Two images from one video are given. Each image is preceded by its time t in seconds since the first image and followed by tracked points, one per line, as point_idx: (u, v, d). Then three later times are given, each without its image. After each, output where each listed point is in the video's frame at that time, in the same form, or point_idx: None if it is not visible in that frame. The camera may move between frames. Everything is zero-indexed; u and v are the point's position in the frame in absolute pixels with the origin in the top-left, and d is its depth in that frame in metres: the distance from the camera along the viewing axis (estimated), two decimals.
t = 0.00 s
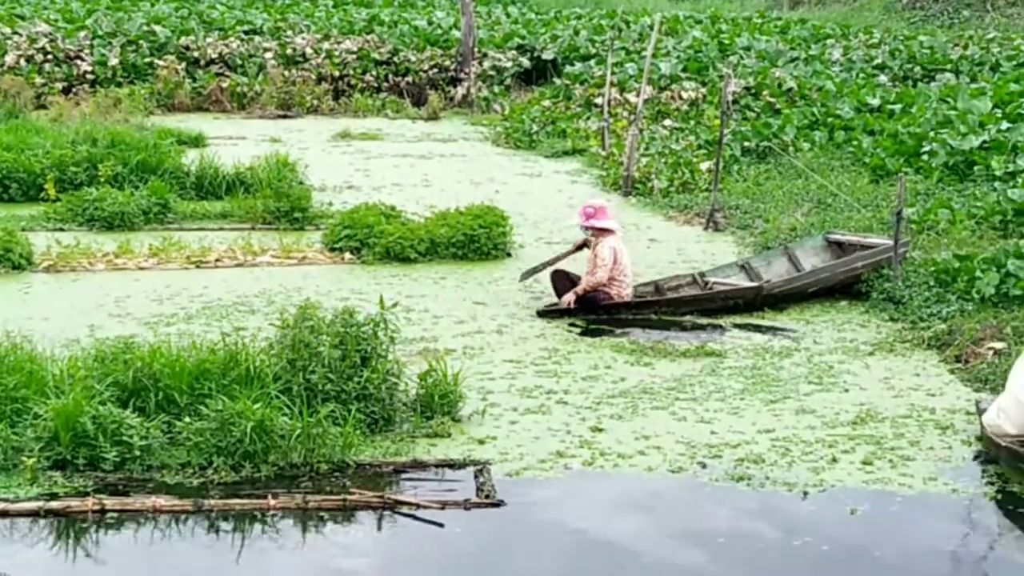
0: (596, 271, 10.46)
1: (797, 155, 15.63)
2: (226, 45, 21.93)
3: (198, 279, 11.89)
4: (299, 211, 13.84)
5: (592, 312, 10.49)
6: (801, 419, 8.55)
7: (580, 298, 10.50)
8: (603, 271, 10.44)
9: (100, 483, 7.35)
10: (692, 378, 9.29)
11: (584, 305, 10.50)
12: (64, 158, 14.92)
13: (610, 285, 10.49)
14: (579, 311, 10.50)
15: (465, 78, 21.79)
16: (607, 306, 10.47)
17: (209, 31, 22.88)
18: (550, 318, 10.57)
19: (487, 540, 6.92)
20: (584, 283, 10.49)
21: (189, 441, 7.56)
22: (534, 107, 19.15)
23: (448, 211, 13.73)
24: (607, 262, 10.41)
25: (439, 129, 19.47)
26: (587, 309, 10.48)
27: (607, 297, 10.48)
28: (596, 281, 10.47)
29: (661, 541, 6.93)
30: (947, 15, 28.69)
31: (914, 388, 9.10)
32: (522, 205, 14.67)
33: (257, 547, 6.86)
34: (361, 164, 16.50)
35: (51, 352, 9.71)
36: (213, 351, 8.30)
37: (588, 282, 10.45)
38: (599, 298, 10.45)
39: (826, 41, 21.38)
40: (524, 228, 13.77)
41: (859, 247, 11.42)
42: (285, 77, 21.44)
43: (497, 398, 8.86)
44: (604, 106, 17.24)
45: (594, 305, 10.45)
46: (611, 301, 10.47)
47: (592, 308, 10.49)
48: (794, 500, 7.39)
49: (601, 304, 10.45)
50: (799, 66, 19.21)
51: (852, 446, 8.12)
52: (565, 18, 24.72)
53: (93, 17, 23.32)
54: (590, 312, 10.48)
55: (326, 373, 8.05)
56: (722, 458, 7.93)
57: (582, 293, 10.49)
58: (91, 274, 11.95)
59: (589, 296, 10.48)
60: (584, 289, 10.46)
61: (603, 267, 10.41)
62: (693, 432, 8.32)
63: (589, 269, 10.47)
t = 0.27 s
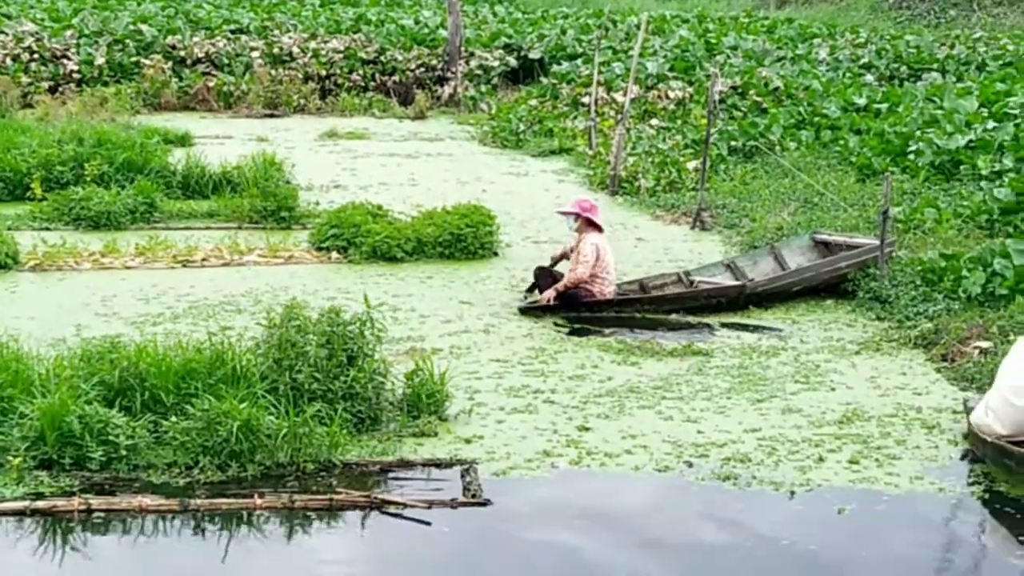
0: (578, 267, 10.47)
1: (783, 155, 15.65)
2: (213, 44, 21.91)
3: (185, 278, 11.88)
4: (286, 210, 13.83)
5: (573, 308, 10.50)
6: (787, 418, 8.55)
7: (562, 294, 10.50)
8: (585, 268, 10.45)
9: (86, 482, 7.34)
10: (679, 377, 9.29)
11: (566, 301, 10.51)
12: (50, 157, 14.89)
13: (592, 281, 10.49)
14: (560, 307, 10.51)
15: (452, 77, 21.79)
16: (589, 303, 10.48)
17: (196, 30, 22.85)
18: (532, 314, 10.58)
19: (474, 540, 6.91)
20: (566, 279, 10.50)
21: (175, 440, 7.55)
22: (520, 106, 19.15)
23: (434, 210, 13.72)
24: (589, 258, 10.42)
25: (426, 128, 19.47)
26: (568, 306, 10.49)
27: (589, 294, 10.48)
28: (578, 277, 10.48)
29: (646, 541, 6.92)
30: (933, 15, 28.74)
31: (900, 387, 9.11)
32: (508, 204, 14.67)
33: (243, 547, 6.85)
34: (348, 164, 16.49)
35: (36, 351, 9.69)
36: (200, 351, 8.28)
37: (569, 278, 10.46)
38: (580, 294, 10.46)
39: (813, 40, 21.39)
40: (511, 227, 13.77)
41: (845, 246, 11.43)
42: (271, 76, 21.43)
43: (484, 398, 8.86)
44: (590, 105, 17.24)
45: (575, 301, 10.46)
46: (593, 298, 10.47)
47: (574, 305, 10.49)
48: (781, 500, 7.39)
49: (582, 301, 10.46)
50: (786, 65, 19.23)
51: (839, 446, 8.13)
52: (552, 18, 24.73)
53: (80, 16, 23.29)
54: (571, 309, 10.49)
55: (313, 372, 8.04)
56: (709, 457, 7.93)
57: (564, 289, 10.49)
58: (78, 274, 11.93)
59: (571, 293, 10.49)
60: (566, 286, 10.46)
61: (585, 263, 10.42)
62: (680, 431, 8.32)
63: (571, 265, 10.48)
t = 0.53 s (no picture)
0: (568, 264, 10.51)
1: (776, 153, 15.66)
2: (206, 42, 21.90)
3: (177, 278, 11.87)
4: (278, 209, 13.82)
5: (562, 305, 10.54)
6: (780, 417, 8.55)
7: (550, 290, 10.55)
8: (573, 264, 10.50)
9: (78, 482, 7.33)
10: (672, 376, 9.29)
11: (554, 298, 10.55)
12: (43, 157, 14.88)
13: (580, 279, 10.54)
14: (548, 304, 10.55)
15: (445, 76, 21.80)
16: (577, 301, 10.53)
17: (188, 29, 22.84)
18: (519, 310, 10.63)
19: (468, 540, 6.90)
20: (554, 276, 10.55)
21: (168, 440, 7.55)
22: (513, 105, 19.15)
23: (428, 209, 13.71)
24: (579, 255, 10.46)
25: (419, 127, 19.47)
26: (556, 303, 10.54)
27: (577, 291, 10.53)
28: (567, 275, 10.53)
29: (638, 540, 6.91)
30: (926, 14, 28.77)
31: (893, 386, 9.11)
32: (501, 203, 14.67)
33: (235, 546, 6.84)
34: (341, 163, 16.49)
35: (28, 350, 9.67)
36: (192, 350, 8.27)
37: (557, 276, 10.50)
38: (567, 292, 10.51)
39: (806, 39, 21.39)
40: (504, 226, 13.77)
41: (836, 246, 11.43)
42: (264, 75, 21.42)
43: (477, 397, 8.85)
44: (583, 104, 17.24)
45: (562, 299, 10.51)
46: (581, 295, 10.52)
47: (562, 302, 10.54)
48: (774, 499, 7.39)
49: (571, 298, 10.50)
50: (779, 64, 19.23)
51: (831, 445, 8.13)
52: (545, 17, 24.73)
53: (72, 15, 23.28)
54: (560, 306, 10.53)
55: (305, 371, 8.02)
56: (701, 456, 7.93)
57: (552, 285, 10.54)
58: (71, 273, 11.92)
59: (559, 290, 10.54)
60: (555, 282, 10.51)
61: (574, 261, 10.46)
62: (673, 430, 8.32)
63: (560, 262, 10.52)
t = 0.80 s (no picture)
0: (554, 262, 10.54)
1: (767, 152, 15.67)
2: (196, 41, 21.87)
3: (168, 277, 11.85)
4: (269, 208, 13.80)
5: (549, 303, 10.52)
6: (771, 416, 8.54)
7: (537, 288, 10.58)
8: (559, 264, 10.53)
9: (68, 481, 7.31)
10: (663, 374, 9.28)
11: (541, 295, 10.58)
12: (33, 155, 14.85)
13: (567, 277, 10.58)
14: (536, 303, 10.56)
15: (436, 74, 21.79)
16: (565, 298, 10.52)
17: (179, 27, 22.81)
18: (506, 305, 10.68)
19: (458, 539, 6.89)
20: (541, 273, 10.58)
21: (158, 439, 7.53)
22: (504, 103, 19.14)
23: (418, 208, 13.70)
24: (566, 255, 10.48)
25: (410, 126, 19.45)
26: (544, 301, 10.52)
27: (564, 289, 10.56)
28: (553, 273, 10.56)
29: (631, 541, 6.89)
30: (916, 12, 28.78)
31: (884, 384, 9.11)
32: (492, 202, 14.66)
33: (226, 546, 6.83)
34: (332, 161, 16.47)
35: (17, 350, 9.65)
36: (182, 349, 8.25)
37: (544, 274, 10.55)
38: (553, 290, 10.55)
39: (797, 38, 21.39)
40: (495, 225, 13.76)
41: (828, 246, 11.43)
42: (254, 74, 21.40)
43: (469, 395, 8.84)
44: (574, 103, 17.23)
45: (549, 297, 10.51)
46: (568, 292, 10.54)
47: (550, 299, 10.53)
48: (766, 498, 7.38)
49: (558, 295, 10.50)
50: (769, 63, 19.23)
51: (823, 443, 8.12)
52: (536, 15, 24.72)
53: (63, 13, 23.24)
54: (547, 303, 10.52)
55: (296, 370, 8.01)
56: (692, 455, 7.92)
57: (539, 283, 10.58)
58: (61, 272, 11.90)
59: (546, 287, 10.57)
60: (541, 279, 10.54)
61: (560, 260, 10.48)
62: (664, 429, 8.31)
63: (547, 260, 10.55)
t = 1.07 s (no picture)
0: (537, 260, 10.61)
1: (754, 151, 15.68)
2: (183, 39, 21.86)
3: (154, 275, 11.83)
4: (256, 207, 13.79)
5: (532, 300, 10.54)
6: (757, 415, 8.54)
7: (519, 284, 10.65)
8: (542, 261, 10.59)
9: (54, 479, 7.29)
10: (650, 373, 9.29)
11: (523, 292, 10.65)
12: (20, 154, 14.82)
13: (549, 274, 10.64)
14: (519, 300, 10.56)
15: (423, 73, 21.78)
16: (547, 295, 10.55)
17: (165, 26, 22.79)
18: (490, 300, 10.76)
19: (445, 536, 6.90)
20: (524, 270, 10.65)
21: (144, 437, 7.52)
22: (491, 101, 19.13)
23: (405, 206, 13.69)
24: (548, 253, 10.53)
25: (397, 124, 19.44)
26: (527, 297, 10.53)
27: (546, 286, 10.63)
28: (536, 269, 10.63)
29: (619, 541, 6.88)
30: (903, 10, 28.81)
31: (871, 382, 9.11)
32: (479, 200, 14.65)
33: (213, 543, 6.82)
34: (318, 160, 16.46)
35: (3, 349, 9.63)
36: (168, 348, 8.24)
37: (526, 271, 10.62)
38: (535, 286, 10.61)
39: (784, 36, 21.40)
40: (482, 223, 13.76)
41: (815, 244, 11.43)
42: (241, 72, 21.38)
43: (456, 394, 8.84)
44: (561, 102, 17.24)
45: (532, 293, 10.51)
46: (550, 289, 10.62)
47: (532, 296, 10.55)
48: (752, 496, 7.38)
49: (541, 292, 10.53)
50: (756, 61, 19.25)
51: (809, 441, 8.12)
52: (523, 13, 24.72)
53: (49, 11, 23.21)
54: (530, 299, 10.53)
55: (282, 369, 8.00)
56: (679, 454, 7.92)
57: (521, 279, 10.65)
58: (47, 270, 11.88)
59: (528, 284, 10.65)
60: (523, 276, 10.63)
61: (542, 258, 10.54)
62: (650, 427, 8.32)
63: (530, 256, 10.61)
